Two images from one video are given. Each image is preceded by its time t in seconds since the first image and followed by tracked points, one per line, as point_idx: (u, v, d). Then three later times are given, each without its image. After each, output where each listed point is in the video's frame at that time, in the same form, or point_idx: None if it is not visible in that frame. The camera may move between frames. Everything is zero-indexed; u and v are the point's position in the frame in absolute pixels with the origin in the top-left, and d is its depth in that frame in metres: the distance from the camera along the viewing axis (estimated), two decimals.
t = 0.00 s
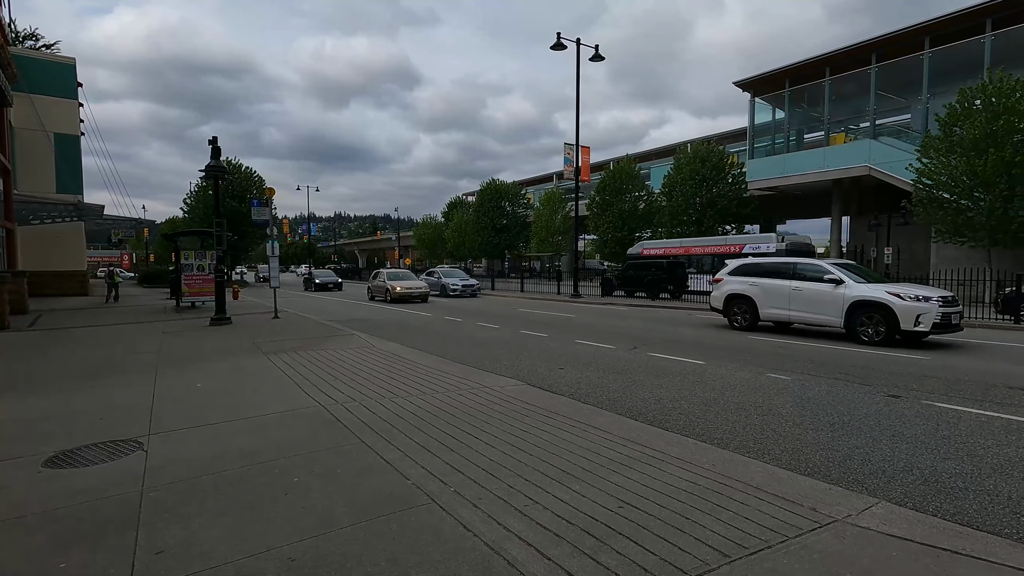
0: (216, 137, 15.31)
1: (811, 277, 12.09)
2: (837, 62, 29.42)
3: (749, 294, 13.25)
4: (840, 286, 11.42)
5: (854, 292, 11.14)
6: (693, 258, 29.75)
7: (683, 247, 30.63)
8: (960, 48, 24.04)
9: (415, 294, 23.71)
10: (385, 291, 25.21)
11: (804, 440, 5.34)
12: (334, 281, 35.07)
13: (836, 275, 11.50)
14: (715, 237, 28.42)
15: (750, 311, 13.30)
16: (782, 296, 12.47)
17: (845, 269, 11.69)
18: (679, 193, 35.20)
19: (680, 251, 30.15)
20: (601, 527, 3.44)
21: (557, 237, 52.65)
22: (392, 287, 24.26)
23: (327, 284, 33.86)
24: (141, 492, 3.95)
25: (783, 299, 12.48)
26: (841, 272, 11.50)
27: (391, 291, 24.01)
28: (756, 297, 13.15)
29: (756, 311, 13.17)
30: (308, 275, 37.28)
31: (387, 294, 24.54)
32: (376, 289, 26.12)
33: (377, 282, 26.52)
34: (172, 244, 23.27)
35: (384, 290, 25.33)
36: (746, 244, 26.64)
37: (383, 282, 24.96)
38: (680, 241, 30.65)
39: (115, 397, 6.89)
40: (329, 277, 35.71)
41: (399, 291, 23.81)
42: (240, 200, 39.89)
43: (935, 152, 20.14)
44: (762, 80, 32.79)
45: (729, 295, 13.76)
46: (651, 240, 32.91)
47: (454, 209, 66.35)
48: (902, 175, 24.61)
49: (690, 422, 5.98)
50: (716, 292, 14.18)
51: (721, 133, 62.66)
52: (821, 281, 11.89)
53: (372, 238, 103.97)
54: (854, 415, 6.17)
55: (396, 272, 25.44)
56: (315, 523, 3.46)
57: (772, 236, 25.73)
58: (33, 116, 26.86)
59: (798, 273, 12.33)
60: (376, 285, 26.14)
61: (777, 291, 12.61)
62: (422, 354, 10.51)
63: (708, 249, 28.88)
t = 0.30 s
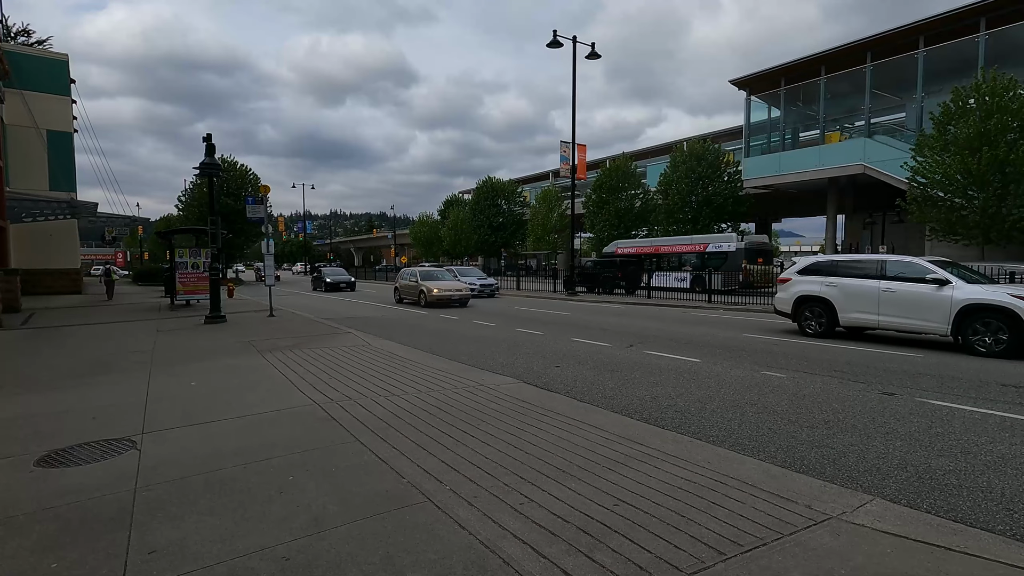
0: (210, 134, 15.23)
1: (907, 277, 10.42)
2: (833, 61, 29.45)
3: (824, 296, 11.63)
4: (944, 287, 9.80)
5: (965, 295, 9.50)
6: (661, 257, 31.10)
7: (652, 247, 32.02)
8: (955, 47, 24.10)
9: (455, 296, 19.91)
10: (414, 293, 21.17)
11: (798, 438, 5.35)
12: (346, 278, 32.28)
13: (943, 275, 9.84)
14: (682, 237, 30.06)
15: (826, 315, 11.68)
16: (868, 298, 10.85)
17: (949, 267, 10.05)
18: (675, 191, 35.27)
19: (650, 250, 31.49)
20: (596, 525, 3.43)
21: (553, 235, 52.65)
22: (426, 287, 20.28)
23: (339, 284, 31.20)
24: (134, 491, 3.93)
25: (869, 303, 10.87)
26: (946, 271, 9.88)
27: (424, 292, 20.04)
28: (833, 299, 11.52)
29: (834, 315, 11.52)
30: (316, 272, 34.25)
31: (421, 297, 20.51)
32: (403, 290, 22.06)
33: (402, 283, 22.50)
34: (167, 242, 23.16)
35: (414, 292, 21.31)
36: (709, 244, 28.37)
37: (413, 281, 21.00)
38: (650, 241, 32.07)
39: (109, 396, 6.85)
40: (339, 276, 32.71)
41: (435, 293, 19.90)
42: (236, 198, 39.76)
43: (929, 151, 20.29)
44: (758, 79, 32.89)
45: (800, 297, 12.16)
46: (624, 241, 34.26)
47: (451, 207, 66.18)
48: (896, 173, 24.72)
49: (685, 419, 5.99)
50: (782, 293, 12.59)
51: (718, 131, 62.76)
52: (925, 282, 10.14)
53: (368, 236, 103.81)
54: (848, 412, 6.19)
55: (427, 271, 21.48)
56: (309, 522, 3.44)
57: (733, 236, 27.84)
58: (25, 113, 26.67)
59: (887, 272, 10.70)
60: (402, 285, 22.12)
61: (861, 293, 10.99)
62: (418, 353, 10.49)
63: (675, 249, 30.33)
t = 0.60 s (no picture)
0: (216, 131, 15.27)
1: None
2: (841, 56, 29.20)
3: (936, 298, 9.89)
4: None
5: None
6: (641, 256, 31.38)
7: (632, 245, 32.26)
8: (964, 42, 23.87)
9: (525, 297, 16.64)
10: (470, 295, 17.90)
11: (804, 436, 5.33)
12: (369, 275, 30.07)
13: None
14: (660, 236, 30.29)
15: (937, 320, 9.94)
16: (994, 301, 9.15)
17: None
18: (681, 188, 35.14)
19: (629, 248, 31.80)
20: (599, 522, 3.44)
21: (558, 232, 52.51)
22: (487, 288, 16.97)
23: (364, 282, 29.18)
24: (140, 486, 3.96)
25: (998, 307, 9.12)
26: None
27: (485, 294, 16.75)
28: (947, 303, 9.78)
29: (950, 322, 9.78)
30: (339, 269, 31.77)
31: (482, 299, 17.23)
32: (456, 291, 18.70)
33: (452, 283, 19.19)
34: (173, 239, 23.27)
35: (469, 294, 18.10)
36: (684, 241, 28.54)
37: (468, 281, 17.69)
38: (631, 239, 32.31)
39: (117, 392, 6.90)
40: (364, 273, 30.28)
41: (501, 295, 16.63)
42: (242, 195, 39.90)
43: (937, 147, 20.19)
44: (766, 74, 32.62)
45: (903, 300, 10.39)
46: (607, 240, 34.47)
47: (456, 205, 66.23)
48: (905, 170, 24.53)
49: (690, 417, 5.97)
50: (878, 297, 10.83)
51: (724, 127, 62.38)
52: None
53: (374, 233, 103.98)
54: (854, 411, 6.15)
55: (483, 268, 18.21)
56: (314, 518, 3.46)
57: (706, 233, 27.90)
58: (33, 110, 26.83)
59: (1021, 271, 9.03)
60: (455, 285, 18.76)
61: (983, 294, 9.32)
62: (422, 350, 10.50)
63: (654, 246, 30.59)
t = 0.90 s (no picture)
0: (236, 128, 15.47)
1: None
2: (864, 48, 28.58)
3: None
4: None
5: None
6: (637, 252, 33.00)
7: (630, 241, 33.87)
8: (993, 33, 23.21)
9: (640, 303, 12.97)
10: (561, 300, 14.49)
11: (822, 433, 5.27)
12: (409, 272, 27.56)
13: None
14: (654, 233, 31.84)
15: None
16: None
17: None
18: (698, 184, 34.82)
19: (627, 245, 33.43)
20: (613, 517, 3.43)
21: (574, 228, 52.30)
22: (589, 293, 13.44)
23: (404, 279, 26.77)
24: (163, 476, 4.07)
25: None
26: None
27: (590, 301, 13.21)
28: None
29: None
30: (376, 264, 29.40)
31: (582, 306, 13.57)
32: (544, 296, 15.18)
33: (537, 284, 15.46)
34: (194, 235, 23.67)
35: (562, 298, 14.41)
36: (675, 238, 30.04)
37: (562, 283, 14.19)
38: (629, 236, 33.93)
39: (140, 384, 7.05)
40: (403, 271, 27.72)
41: (609, 300, 12.90)
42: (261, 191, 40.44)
43: (963, 141, 19.78)
44: (788, 66, 32.02)
45: None
46: (609, 236, 36.19)
47: (471, 201, 66.33)
48: (929, 164, 24.00)
49: (706, 414, 5.94)
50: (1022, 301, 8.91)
51: (743, 122, 61.54)
52: None
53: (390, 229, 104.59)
54: (875, 409, 6.06)
55: (578, 265, 14.67)
56: (330, 509, 3.51)
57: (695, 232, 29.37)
58: (59, 109, 27.41)
59: None
60: (542, 288, 15.24)
61: None
62: (437, 345, 10.57)
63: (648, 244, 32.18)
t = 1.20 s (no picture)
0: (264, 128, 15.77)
1: None
2: (897, 41, 27.83)
3: None
4: None
5: None
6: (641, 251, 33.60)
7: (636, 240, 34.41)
8: None
9: (851, 318, 9.20)
10: (713, 311, 10.81)
11: (851, 433, 5.17)
12: (463, 271, 23.87)
13: None
14: (658, 232, 32.32)
15: None
16: None
17: None
18: (722, 181, 34.36)
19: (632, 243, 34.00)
20: (638, 513, 3.43)
21: (596, 226, 51.96)
22: (773, 304, 9.67)
23: (458, 278, 23.00)
24: (197, 464, 4.19)
25: None
26: None
27: (777, 315, 9.46)
28: None
29: None
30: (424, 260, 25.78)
31: (756, 322, 9.91)
32: (689, 305, 11.27)
33: (670, 289, 11.80)
34: (223, 233, 24.21)
35: (716, 308, 10.72)
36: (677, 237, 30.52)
37: (727, 289, 10.37)
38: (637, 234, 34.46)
39: (172, 377, 7.25)
40: (456, 269, 24.08)
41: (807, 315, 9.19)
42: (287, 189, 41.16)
43: (1002, 135, 18.97)
44: (818, 60, 31.27)
45: None
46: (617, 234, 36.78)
47: (492, 199, 66.41)
48: (965, 159, 23.27)
49: (731, 412, 5.88)
50: None
51: (770, 118, 60.37)
52: None
53: (412, 227, 105.28)
54: (907, 410, 5.91)
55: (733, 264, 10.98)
56: (357, 499, 3.58)
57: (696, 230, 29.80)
58: (95, 111, 28.28)
59: None
60: (686, 295, 11.35)
61: None
62: (460, 341, 10.64)
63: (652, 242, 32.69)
